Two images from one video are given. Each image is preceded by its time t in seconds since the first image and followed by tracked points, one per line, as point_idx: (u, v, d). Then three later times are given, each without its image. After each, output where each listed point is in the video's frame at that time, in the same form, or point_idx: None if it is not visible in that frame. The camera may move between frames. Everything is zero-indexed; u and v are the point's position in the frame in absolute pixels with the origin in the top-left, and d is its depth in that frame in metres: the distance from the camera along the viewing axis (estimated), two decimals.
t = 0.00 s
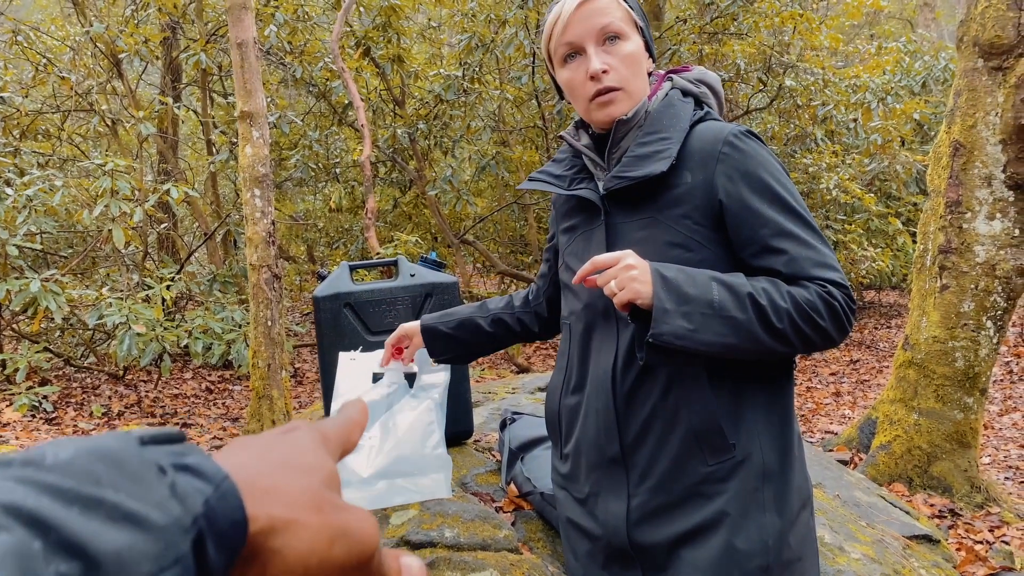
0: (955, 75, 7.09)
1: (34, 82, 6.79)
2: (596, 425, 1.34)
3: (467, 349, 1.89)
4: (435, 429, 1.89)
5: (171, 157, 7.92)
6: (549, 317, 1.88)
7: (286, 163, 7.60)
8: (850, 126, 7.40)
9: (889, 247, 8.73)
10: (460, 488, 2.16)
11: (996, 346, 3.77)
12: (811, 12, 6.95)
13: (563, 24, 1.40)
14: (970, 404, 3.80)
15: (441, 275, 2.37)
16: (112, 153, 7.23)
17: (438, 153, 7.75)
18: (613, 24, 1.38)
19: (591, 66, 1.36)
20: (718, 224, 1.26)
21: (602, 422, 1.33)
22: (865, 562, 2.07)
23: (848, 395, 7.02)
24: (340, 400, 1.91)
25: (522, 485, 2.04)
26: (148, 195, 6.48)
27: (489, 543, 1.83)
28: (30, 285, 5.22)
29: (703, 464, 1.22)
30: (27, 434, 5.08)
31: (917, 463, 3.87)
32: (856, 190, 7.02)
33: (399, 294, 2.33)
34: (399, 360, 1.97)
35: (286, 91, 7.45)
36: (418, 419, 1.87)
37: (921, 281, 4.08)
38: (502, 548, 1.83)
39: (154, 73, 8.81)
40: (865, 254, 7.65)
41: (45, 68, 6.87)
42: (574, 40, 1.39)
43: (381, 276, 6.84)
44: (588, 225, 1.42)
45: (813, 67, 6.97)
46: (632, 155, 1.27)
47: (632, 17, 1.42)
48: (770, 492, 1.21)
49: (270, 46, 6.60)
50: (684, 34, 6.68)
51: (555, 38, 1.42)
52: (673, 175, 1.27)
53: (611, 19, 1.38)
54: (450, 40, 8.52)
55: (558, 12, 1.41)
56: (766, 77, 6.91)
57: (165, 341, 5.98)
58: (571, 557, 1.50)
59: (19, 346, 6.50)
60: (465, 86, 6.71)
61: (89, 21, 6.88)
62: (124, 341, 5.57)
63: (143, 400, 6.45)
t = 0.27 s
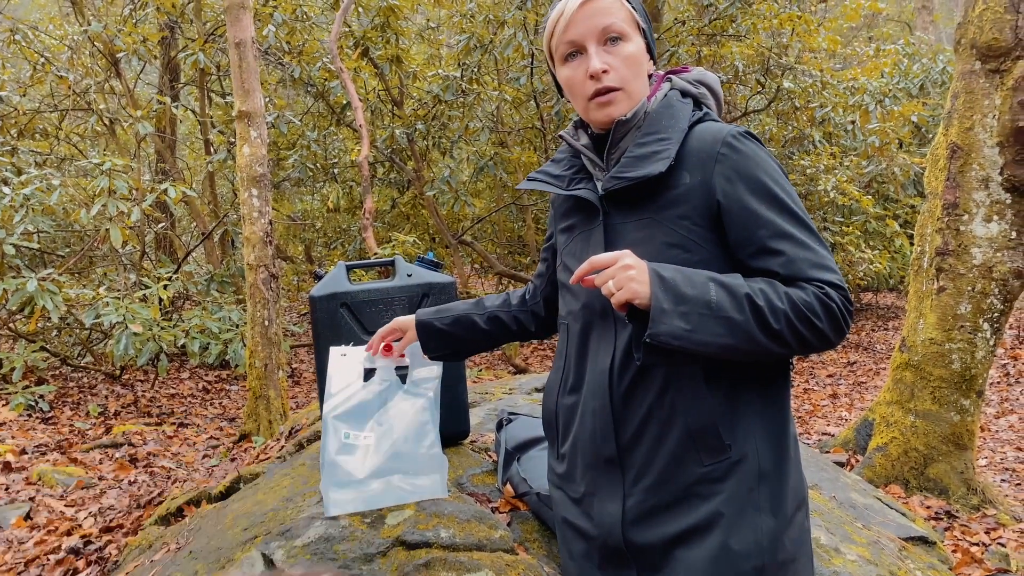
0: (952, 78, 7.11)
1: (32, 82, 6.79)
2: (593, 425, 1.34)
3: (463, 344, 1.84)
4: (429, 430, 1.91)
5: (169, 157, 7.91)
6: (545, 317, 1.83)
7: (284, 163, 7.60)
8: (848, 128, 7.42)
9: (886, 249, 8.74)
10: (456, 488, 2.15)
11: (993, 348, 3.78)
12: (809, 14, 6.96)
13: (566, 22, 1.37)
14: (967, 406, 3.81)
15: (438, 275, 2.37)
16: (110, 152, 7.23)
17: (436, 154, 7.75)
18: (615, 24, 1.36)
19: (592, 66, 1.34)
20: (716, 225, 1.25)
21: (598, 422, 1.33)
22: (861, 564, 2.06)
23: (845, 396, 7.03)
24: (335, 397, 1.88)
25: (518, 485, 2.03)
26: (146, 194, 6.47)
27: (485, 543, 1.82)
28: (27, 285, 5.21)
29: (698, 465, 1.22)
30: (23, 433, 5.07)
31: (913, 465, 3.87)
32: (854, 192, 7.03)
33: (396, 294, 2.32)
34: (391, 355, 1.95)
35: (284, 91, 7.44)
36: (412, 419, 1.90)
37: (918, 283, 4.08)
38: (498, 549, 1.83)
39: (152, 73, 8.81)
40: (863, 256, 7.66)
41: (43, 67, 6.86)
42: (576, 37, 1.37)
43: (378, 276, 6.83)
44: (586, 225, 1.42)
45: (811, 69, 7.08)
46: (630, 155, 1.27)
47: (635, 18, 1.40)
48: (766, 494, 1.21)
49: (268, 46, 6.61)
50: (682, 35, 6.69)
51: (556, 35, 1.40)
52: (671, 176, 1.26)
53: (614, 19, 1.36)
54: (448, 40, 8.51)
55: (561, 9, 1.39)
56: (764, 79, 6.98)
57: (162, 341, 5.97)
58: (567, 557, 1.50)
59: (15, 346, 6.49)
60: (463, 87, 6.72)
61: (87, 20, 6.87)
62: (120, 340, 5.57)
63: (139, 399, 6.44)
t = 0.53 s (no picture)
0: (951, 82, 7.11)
1: (30, 79, 6.77)
2: (588, 424, 1.33)
3: (460, 342, 1.83)
4: (423, 429, 1.90)
5: (166, 156, 7.88)
6: (544, 318, 1.82)
7: (282, 163, 7.59)
8: (846, 131, 7.42)
9: (884, 252, 8.74)
10: (450, 488, 2.14)
11: (990, 351, 3.77)
12: (809, 16, 6.97)
13: (568, 10, 1.36)
14: (964, 409, 3.81)
15: (433, 275, 2.35)
16: (107, 150, 7.21)
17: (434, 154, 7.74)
18: (616, 21, 1.34)
19: (584, 57, 1.33)
20: (711, 222, 1.24)
21: (594, 421, 1.32)
22: (856, 566, 2.06)
23: (842, 399, 7.02)
24: (329, 396, 1.86)
25: (512, 486, 2.02)
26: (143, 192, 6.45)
27: (478, 543, 1.81)
28: (23, 282, 5.19)
29: (695, 463, 1.21)
30: (18, 431, 5.05)
31: (910, 468, 3.87)
32: (852, 195, 7.03)
33: (391, 293, 2.31)
34: (386, 354, 1.93)
35: (282, 90, 7.42)
36: (407, 418, 1.89)
37: (915, 286, 4.08)
38: (492, 549, 1.81)
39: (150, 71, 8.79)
40: (861, 259, 7.66)
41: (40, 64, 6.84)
42: (575, 27, 1.36)
43: (376, 276, 6.81)
44: (580, 224, 1.41)
45: (810, 72, 7.11)
46: (623, 153, 1.26)
47: (640, 21, 1.37)
48: (763, 493, 1.19)
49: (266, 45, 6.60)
50: (682, 37, 6.69)
51: (557, 21, 1.39)
52: (665, 173, 1.25)
53: (616, 16, 1.34)
54: (447, 40, 8.50)
55: None
56: (763, 81, 7.01)
57: (158, 340, 5.94)
58: (562, 557, 1.48)
59: (11, 344, 6.47)
60: (462, 87, 6.71)
61: (85, 18, 6.84)
62: (116, 339, 5.55)
63: (135, 398, 6.41)
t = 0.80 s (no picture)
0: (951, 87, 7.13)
1: (31, 77, 6.78)
2: (590, 428, 1.34)
3: (470, 350, 1.84)
4: (425, 430, 1.91)
5: (167, 155, 7.89)
6: (554, 325, 1.81)
7: (283, 163, 7.60)
8: (846, 135, 7.43)
9: (883, 256, 8.75)
10: (451, 489, 2.14)
11: (989, 357, 3.78)
12: (810, 21, 6.98)
13: (585, 15, 1.36)
14: (962, 414, 3.82)
15: (436, 277, 2.36)
16: (108, 149, 7.22)
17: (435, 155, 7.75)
18: (630, 32, 1.37)
19: (600, 63, 1.34)
20: (713, 226, 1.25)
21: (596, 425, 1.33)
22: (855, 570, 2.07)
23: (841, 403, 7.03)
24: (331, 397, 1.88)
25: (513, 487, 2.03)
26: (144, 192, 6.45)
27: (480, 545, 1.82)
28: (23, 281, 5.19)
29: (696, 467, 1.22)
30: (17, 430, 5.06)
31: (908, 473, 3.88)
32: (852, 200, 7.04)
33: (394, 295, 2.32)
34: (388, 354, 1.95)
35: (283, 90, 7.44)
36: (409, 419, 1.90)
37: (915, 291, 4.09)
38: (493, 550, 1.82)
39: (152, 70, 8.80)
40: (860, 263, 7.67)
41: (42, 62, 6.84)
42: (591, 33, 1.36)
43: (376, 277, 6.82)
44: (583, 229, 1.42)
45: (811, 76, 7.13)
46: (627, 157, 1.27)
47: (647, 32, 1.41)
48: (763, 497, 1.20)
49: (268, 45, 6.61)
50: (683, 40, 6.70)
51: (572, 23, 1.38)
52: (668, 178, 1.27)
53: (632, 26, 1.37)
54: (448, 42, 8.51)
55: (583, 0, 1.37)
56: (764, 85, 7.03)
57: (157, 339, 5.95)
58: (564, 560, 1.49)
59: (11, 342, 6.47)
60: (463, 89, 6.72)
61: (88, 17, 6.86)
62: (116, 338, 5.56)
63: (134, 397, 6.41)
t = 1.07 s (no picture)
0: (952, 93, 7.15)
1: (33, 75, 6.79)
2: (590, 432, 1.35)
3: (477, 360, 1.84)
4: (427, 431, 1.91)
5: (169, 154, 7.89)
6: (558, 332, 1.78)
7: (284, 163, 7.61)
8: (847, 140, 7.44)
9: (883, 261, 8.75)
10: (452, 490, 2.14)
11: (988, 362, 3.79)
12: (812, 25, 6.99)
13: (593, 12, 1.37)
14: (962, 419, 3.82)
15: (437, 278, 2.37)
16: (110, 147, 7.23)
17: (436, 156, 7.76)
18: (636, 33, 1.36)
19: (600, 61, 1.34)
20: (712, 230, 1.25)
21: (595, 428, 1.33)
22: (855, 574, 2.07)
23: (840, 407, 7.04)
24: (332, 397, 1.89)
25: (514, 489, 2.03)
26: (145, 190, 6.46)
27: (480, 546, 1.82)
28: (24, 278, 5.19)
29: (696, 471, 1.22)
30: (16, 427, 5.06)
31: (907, 478, 3.88)
32: (852, 204, 7.05)
33: (396, 296, 2.32)
34: (389, 355, 1.96)
35: (285, 90, 7.44)
36: (410, 420, 1.90)
37: (915, 296, 4.10)
38: (493, 552, 1.82)
39: (153, 69, 8.81)
40: (860, 268, 7.67)
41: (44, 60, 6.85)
42: (596, 30, 1.37)
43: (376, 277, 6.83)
44: (580, 233, 1.42)
45: (812, 80, 7.14)
46: (626, 161, 1.27)
47: (656, 37, 1.40)
48: (763, 501, 1.20)
49: (270, 45, 6.63)
50: (684, 44, 6.71)
51: (581, 18, 1.39)
52: (666, 182, 1.27)
53: (638, 27, 1.36)
54: (450, 43, 8.52)
55: None
56: (765, 89, 7.05)
57: (157, 338, 5.95)
58: (562, 564, 1.50)
59: (10, 339, 6.48)
60: (465, 90, 6.74)
61: (91, 15, 6.86)
62: (116, 336, 5.56)
63: (133, 395, 6.41)
